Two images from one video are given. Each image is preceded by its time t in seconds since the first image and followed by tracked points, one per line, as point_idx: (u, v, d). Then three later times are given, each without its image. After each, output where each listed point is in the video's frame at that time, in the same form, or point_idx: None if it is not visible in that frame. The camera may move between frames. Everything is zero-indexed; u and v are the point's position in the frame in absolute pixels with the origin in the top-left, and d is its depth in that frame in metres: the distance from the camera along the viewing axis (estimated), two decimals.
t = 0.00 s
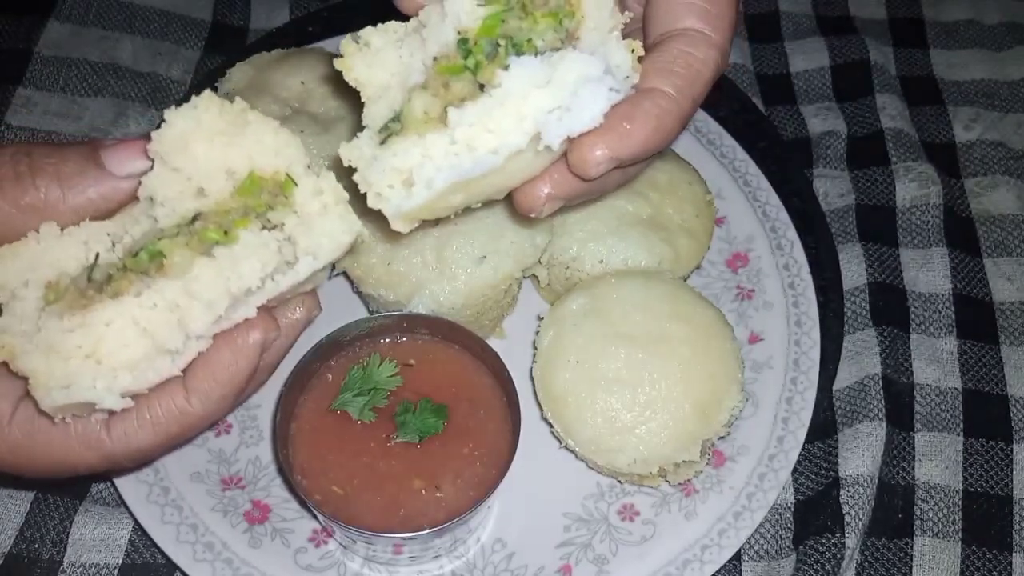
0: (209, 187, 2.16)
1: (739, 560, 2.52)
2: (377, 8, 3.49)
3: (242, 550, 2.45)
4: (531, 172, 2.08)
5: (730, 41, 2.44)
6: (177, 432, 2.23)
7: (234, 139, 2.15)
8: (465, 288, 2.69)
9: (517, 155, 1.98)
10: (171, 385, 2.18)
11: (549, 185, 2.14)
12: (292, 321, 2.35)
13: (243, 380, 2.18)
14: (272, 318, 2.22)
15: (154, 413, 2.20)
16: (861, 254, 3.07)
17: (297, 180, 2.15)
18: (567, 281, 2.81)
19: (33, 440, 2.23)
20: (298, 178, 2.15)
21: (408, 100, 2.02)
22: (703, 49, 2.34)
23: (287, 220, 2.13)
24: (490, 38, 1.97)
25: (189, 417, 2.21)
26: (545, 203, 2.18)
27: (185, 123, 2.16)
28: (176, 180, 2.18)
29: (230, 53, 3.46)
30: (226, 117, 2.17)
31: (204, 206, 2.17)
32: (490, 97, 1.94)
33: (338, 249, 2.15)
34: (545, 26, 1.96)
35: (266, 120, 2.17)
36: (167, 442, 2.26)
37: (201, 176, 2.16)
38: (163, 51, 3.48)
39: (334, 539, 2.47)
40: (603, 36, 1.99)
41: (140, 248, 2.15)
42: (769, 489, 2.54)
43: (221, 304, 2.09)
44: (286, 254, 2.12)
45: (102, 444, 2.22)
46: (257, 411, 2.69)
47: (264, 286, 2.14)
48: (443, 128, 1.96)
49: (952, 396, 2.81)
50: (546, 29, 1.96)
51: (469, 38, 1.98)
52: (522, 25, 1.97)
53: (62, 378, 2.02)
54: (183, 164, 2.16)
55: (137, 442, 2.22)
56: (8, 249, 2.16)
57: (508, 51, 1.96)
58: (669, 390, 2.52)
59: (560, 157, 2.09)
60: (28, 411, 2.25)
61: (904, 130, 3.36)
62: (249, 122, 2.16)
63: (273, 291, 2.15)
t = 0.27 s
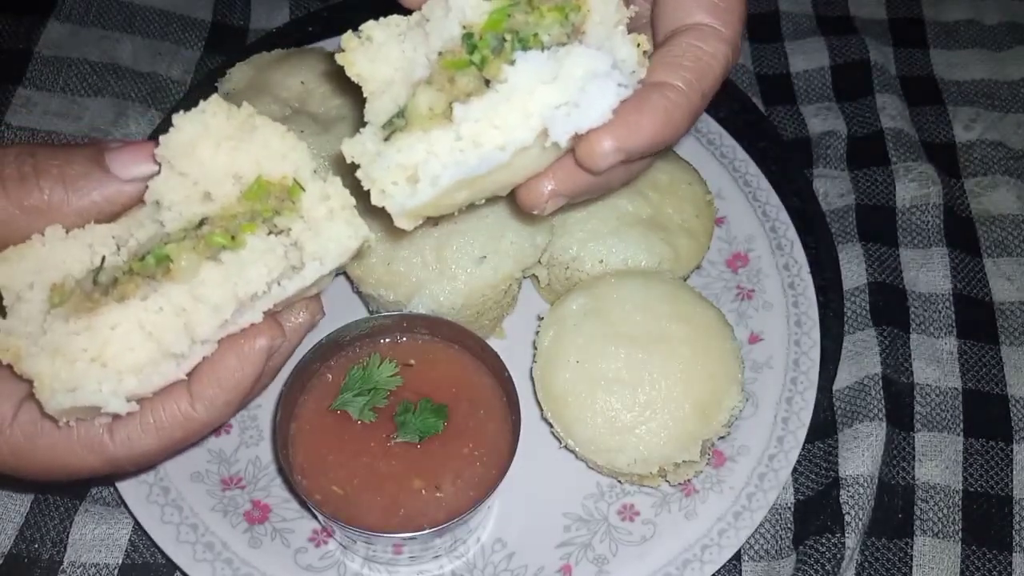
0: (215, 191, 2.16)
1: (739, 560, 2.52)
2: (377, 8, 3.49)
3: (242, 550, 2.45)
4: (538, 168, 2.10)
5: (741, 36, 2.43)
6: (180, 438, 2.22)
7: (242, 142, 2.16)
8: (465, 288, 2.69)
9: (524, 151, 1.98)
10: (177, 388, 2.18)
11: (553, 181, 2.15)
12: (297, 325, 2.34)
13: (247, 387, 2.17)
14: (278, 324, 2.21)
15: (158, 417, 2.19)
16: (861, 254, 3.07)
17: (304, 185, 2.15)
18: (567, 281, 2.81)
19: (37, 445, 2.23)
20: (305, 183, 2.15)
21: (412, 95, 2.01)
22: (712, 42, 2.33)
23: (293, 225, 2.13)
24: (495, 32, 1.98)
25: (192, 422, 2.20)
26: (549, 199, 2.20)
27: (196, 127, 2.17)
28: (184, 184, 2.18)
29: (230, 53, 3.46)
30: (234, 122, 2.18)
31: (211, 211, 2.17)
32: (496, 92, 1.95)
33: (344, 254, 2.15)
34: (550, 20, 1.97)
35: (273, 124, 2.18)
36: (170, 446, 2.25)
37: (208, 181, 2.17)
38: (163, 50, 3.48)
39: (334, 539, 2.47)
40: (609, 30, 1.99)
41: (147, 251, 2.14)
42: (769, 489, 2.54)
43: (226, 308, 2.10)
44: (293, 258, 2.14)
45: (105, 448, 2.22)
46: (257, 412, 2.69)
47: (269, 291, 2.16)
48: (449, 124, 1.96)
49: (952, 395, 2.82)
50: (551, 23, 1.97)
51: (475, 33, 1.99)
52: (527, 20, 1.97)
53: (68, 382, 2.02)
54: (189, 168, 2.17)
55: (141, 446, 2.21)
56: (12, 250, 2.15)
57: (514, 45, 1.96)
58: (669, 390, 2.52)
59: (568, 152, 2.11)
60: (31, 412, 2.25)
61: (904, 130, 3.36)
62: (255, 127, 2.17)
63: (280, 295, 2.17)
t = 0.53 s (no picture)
0: (204, 176, 2.18)
1: (739, 560, 2.52)
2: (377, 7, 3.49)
3: (242, 550, 2.45)
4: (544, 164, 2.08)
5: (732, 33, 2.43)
6: (173, 418, 2.22)
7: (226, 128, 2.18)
8: (465, 288, 2.69)
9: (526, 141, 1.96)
10: (169, 369, 2.18)
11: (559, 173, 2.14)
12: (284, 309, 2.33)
13: (238, 366, 2.17)
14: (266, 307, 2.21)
15: (150, 398, 2.18)
16: (861, 254, 3.07)
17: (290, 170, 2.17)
18: (567, 281, 2.81)
19: (30, 426, 2.22)
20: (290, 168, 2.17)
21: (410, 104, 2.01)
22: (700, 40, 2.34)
23: (280, 209, 2.14)
24: (485, 33, 2.01)
25: (184, 403, 2.20)
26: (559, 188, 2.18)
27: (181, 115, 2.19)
28: (171, 169, 2.20)
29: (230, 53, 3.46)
30: (221, 110, 2.20)
31: (199, 195, 2.18)
32: (490, 88, 1.95)
33: (330, 237, 2.15)
34: (535, 15, 1.99)
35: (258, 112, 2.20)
36: (163, 427, 2.25)
37: (195, 166, 2.18)
38: (163, 51, 3.47)
39: (334, 539, 2.47)
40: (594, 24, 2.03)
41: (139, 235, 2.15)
42: (769, 489, 2.54)
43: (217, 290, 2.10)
44: (280, 242, 2.14)
45: (99, 429, 2.21)
46: (257, 411, 2.69)
47: (257, 274, 2.15)
48: (450, 125, 1.96)
49: (951, 395, 2.82)
50: (537, 19, 1.99)
51: (465, 36, 2.02)
52: (515, 17, 2.00)
53: (64, 360, 2.02)
54: (178, 154, 2.19)
55: (133, 426, 2.21)
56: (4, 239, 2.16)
57: (505, 41, 1.98)
58: (669, 390, 2.52)
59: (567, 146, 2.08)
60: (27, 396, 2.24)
61: (904, 130, 3.36)
62: (241, 116, 2.20)
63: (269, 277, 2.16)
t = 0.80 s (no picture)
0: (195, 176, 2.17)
1: (739, 560, 2.52)
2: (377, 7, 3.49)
3: (242, 550, 2.45)
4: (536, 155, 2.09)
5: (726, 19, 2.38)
6: (166, 415, 2.21)
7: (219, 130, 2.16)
8: (465, 288, 2.69)
9: (518, 144, 1.97)
10: (162, 366, 2.18)
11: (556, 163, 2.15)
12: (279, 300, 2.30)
13: (231, 363, 2.17)
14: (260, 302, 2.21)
15: (143, 394, 2.18)
16: (861, 255, 3.07)
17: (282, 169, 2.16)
18: (567, 281, 2.81)
19: (24, 422, 2.23)
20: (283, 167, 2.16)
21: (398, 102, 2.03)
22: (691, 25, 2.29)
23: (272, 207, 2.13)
24: (478, 31, 2.02)
25: (177, 400, 2.19)
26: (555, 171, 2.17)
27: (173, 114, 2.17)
28: (161, 168, 2.18)
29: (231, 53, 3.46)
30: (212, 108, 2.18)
31: (191, 194, 2.18)
32: (481, 89, 1.96)
33: (324, 236, 2.16)
34: (530, 14, 2.02)
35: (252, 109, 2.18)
36: (156, 423, 2.24)
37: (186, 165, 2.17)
38: (163, 51, 3.47)
39: (334, 540, 2.47)
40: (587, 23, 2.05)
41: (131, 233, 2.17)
42: (769, 489, 2.54)
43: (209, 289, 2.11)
44: (273, 240, 2.14)
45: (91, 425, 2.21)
46: (257, 411, 2.69)
47: (251, 272, 2.17)
48: (439, 125, 1.97)
49: (952, 395, 2.82)
50: (531, 18, 2.02)
51: (456, 33, 2.04)
52: (508, 14, 2.03)
53: (57, 362, 2.04)
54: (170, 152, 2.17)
55: (126, 424, 2.21)
56: None
57: (497, 40, 2.01)
58: (670, 390, 2.52)
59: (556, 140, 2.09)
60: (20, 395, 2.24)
61: (904, 130, 3.36)
62: (234, 112, 2.18)
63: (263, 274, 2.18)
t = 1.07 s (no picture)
0: (191, 194, 2.17)
1: (739, 559, 2.52)
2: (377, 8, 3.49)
3: (242, 550, 2.45)
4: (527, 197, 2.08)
5: (714, 40, 2.23)
6: (159, 428, 2.16)
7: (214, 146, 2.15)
8: (465, 288, 2.69)
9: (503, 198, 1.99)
10: (155, 384, 2.13)
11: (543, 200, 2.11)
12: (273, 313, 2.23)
13: (225, 376, 2.13)
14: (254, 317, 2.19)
15: (136, 409, 2.13)
16: (861, 255, 3.07)
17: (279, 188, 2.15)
18: (567, 281, 2.81)
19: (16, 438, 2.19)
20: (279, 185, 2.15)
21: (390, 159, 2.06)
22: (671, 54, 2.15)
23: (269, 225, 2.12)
24: (461, 91, 2.01)
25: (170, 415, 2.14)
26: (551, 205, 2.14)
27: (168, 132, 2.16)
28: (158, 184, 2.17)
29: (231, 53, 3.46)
30: (208, 126, 2.17)
31: (187, 212, 2.17)
32: (465, 149, 1.98)
33: (321, 255, 2.13)
34: (512, 71, 1.99)
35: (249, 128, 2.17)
36: (148, 438, 2.19)
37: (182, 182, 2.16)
38: (163, 51, 3.47)
39: (334, 539, 2.47)
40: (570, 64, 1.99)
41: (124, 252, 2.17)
42: (769, 489, 2.54)
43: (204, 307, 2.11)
44: (269, 258, 2.13)
45: (84, 439, 2.16)
46: (257, 411, 2.69)
47: (246, 290, 2.15)
48: (427, 182, 2.01)
49: (951, 395, 2.82)
50: (514, 74, 1.99)
51: (440, 93, 2.02)
52: (490, 74, 2.00)
53: (50, 381, 2.04)
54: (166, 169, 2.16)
55: (118, 437, 2.15)
56: None
57: (479, 100, 1.99)
58: (670, 390, 2.53)
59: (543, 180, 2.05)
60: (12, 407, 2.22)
61: (904, 130, 3.36)
62: (231, 131, 2.16)
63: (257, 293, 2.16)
